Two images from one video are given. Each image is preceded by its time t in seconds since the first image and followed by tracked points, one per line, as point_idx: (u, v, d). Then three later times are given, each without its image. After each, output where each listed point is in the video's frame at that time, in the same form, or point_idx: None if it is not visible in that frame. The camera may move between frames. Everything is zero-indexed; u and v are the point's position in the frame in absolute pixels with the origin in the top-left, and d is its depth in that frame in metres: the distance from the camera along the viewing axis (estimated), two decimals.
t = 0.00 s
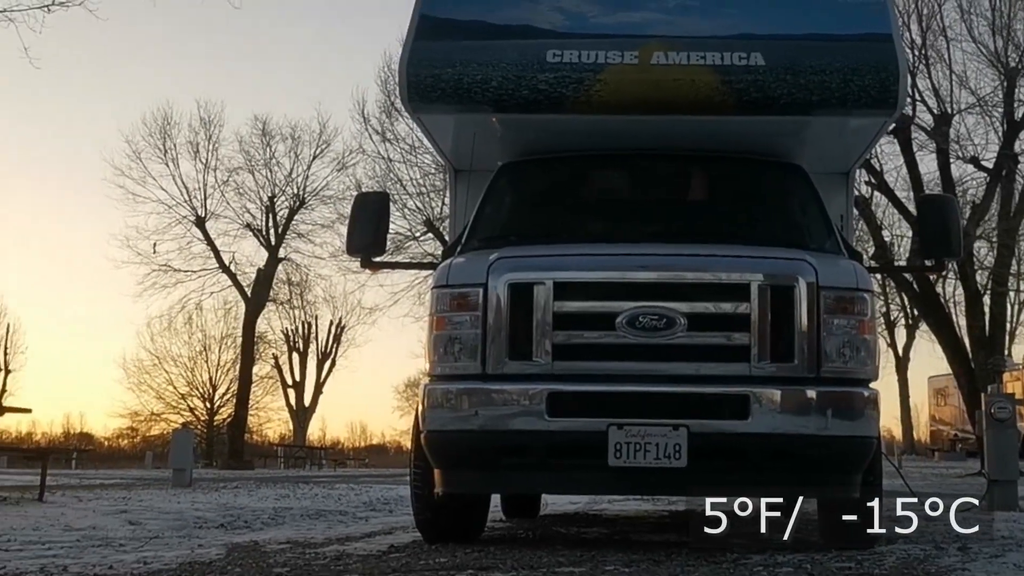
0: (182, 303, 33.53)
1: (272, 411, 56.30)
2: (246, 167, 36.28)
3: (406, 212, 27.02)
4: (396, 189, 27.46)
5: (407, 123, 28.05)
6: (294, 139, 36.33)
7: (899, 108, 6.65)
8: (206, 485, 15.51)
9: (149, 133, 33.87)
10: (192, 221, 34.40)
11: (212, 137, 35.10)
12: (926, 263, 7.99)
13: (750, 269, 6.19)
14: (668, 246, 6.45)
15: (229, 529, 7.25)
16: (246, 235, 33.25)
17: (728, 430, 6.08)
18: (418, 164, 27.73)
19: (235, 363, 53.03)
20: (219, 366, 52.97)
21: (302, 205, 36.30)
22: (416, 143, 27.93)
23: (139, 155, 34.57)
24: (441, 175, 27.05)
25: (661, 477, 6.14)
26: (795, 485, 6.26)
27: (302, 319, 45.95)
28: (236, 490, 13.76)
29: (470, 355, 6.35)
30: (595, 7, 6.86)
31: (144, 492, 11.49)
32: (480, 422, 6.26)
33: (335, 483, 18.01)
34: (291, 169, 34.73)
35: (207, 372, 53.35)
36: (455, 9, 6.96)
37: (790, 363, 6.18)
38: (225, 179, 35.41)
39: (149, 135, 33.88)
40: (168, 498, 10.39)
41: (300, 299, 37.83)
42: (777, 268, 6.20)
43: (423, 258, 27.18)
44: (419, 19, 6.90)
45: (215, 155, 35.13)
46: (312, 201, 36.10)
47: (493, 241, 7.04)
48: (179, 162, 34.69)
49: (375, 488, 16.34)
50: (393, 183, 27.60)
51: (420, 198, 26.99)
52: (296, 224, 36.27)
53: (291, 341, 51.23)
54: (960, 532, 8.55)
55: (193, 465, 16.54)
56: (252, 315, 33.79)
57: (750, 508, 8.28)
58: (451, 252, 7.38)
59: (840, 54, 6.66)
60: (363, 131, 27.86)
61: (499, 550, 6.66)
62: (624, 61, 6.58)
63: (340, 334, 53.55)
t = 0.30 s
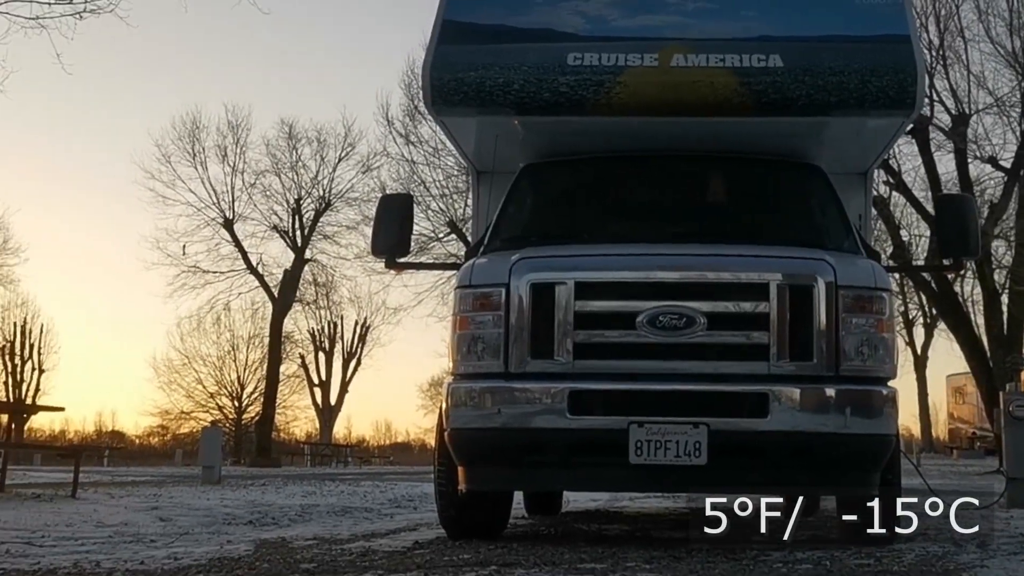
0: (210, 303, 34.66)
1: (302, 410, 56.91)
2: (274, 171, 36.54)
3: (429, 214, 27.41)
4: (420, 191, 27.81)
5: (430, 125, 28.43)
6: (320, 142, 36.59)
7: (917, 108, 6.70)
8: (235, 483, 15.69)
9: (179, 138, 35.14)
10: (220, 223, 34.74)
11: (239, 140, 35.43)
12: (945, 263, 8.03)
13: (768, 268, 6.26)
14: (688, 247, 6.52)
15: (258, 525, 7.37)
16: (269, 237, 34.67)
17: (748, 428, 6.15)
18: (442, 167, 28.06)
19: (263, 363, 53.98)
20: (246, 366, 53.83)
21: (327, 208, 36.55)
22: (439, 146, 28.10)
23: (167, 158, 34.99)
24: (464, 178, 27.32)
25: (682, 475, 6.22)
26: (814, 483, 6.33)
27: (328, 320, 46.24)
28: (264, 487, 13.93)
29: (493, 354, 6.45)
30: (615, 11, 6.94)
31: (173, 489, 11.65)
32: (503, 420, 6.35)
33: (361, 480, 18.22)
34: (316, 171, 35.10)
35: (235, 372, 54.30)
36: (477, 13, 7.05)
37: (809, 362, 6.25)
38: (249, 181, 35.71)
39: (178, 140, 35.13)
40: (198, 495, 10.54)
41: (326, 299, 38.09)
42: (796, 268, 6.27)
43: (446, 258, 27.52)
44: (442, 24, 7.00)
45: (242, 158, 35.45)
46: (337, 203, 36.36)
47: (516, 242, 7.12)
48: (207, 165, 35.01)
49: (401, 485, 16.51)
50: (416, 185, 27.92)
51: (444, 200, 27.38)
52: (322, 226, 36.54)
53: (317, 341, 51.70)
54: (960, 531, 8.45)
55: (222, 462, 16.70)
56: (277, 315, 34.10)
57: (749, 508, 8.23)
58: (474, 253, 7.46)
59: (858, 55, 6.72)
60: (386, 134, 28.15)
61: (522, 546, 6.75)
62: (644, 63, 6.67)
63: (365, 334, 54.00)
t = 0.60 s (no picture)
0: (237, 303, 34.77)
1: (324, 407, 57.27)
2: (296, 172, 36.74)
3: (450, 215, 27.66)
4: (441, 192, 28.08)
5: (451, 127, 28.71)
6: (343, 143, 36.80)
7: (932, 108, 6.75)
8: (260, 480, 15.85)
9: (205, 139, 35.52)
10: (245, 224, 34.98)
11: (263, 141, 35.67)
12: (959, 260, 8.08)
13: (785, 267, 6.33)
14: (705, 245, 6.59)
15: (282, 521, 7.49)
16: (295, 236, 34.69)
17: (765, 425, 6.22)
18: (462, 168, 28.42)
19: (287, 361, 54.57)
20: (270, 364, 54.32)
21: (350, 208, 36.73)
22: (460, 147, 28.53)
23: (191, 160, 35.31)
24: (483, 178, 27.61)
25: (700, 471, 6.29)
26: (830, 479, 6.40)
27: (349, 318, 46.47)
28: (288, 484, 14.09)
29: (513, 352, 6.54)
30: (632, 13, 7.02)
31: (199, 485, 11.80)
32: (523, 417, 6.44)
33: (383, 477, 18.36)
34: (337, 172, 35.41)
35: (261, 370, 54.86)
36: (497, 16, 7.14)
37: (825, 359, 6.32)
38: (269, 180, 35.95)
39: (205, 140, 35.48)
40: (224, 491, 10.67)
41: (350, 298, 38.30)
42: (812, 266, 6.34)
43: (466, 259, 27.73)
44: (462, 27, 7.10)
45: (266, 159, 35.70)
46: (360, 204, 36.54)
47: (535, 242, 7.21)
48: (231, 166, 35.28)
49: (424, 481, 16.65)
50: (437, 186, 28.16)
51: (465, 200, 27.61)
52: (345, 226, 36.72)
53: (340, 339, 52.08)
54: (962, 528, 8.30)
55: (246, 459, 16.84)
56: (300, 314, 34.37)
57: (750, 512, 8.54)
58: (494, 252, 7.55)
59: (873, 55, 6.78)
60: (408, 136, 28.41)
61: (542, 542, 6.84)
62: (661, 65, 6.75)
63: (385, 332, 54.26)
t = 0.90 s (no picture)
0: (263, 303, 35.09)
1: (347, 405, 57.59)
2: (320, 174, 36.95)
3: (473, 216, 27.92)
4: (463, 195, 28.33)
5: (472, 130, 28.94)
6: (367, 146, 36.96)
7: (949, 108, 6.80)
8: (287, 478, 16.01)
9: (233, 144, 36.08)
10: (270, 226, 35.23)
11: (289, 145, 35.91)
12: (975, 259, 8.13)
13: (802, 265, 6.40)
14: (724, 245, 6.67)
15: (308, 517, 7.61)
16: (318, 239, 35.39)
17: (783, 422, 6.29)
18: (484, 170, 28.69)
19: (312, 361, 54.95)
20: (295, 363, 54.81)
21: (374, 210, 36.93)
22: (482, 150, 28.81)
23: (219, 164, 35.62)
24: (505, 179, 27.81)
25: (719, 467, 6.37)
26: (848, 475, 6.47)
27: (372, 318, 46.71)
28: (314, 480, 14.26)
29: (534, 350, 6.63)
30: (651, 15, 7.09)
31: (226, 482, 11.95)
32: (544, 414, 6.53)
33: (406, 474, 18.52)
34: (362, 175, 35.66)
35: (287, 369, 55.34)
36: (518, 18, 7.23)
37: (843, 356, 6.38)
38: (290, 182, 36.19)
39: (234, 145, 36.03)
40: (250, 488, 10.81)
41: (375, 298, 38.52)
42: (829, 264, 6.40)
43: (489, 260, 28.00)
44: (484, 29, 7.19)
45: (292, 162, 35.93)
46: (384, 206, 36.68)
47: (556, 242, 7.30)
48: (257, 169, 35.52)
49: (448, 479, 16.79)
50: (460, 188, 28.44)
51: (486, 202, 27.84)
52: (370, 228, 36.91)
53: (364, 339, 52.39)
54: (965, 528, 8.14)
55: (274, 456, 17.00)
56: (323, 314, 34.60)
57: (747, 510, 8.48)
58: (515, 252, 7.64)
59: (890, 56, 6.84)
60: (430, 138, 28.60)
61: (563, 538, 6.93)
62: (679, 66, 6.83)
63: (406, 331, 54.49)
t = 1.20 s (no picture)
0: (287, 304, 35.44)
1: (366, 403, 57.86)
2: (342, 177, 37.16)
3: (493, 218, 28.16)
4: (482, 197, 28.58)
5: (492, 133, 29.17)
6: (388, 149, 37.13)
7: (964, 109, 6.86)
8: (311, 475, 16.16)
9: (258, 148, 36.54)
10: (295, 228, 35.43)
11: (312, 149, 36.15)
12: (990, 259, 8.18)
13: (818, 266, 6.46)
14: (740, 245, 6.74)
15: (332, 514, 7.72)
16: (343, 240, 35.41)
17: (799, 421, 6.36)
18: (503, 172, 28.87)
19: (335, 360, 55.59)
20: (320, 363, 55.46)
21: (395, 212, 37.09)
22: (501, 152, 28.98)
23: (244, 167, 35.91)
24: (523, 181, 27.98)
25: (736, 465, 6.45)
26: (863, 473, 6.54)
27: (391, 318, 46.92)
28: (336, 478, 14.42)
29: (553, 349, 6.72)
30: (668, 19, 7.18)
31: (251, 479, 12.10)
32: (562, 413, 6.62)
33: (427, 471, 18.69)
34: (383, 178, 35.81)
35: (309, 368, 56.00)
36: (536, 22, 7.33)
37: (859, 356, 6.45)
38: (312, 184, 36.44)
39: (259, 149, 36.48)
40: (275, 485, 10.95)
41: (396, 299, 38.74)
42: (845, 265, 6.47)
43: (508, 260, 28.23)
44: (503, 33, 7.29)
45: (315, 166, 36.17)
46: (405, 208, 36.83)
47: (574, 243, 7.39)
48: (281, 172, 35.74)
49: (467, 476, 16.91)
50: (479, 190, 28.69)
51: (505, 204, 28.04)
52: (391, 230, 37.09)
53: (386, 339, 52.70)
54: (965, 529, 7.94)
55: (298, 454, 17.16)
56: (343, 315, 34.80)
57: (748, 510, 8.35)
58: (534, 253, 7.73)
59: (904, 57, 6.90)
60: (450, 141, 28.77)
61: (582, 535, 7.02)
62: (695, 69, 6.91)
63: (426, 331, 54.80)
